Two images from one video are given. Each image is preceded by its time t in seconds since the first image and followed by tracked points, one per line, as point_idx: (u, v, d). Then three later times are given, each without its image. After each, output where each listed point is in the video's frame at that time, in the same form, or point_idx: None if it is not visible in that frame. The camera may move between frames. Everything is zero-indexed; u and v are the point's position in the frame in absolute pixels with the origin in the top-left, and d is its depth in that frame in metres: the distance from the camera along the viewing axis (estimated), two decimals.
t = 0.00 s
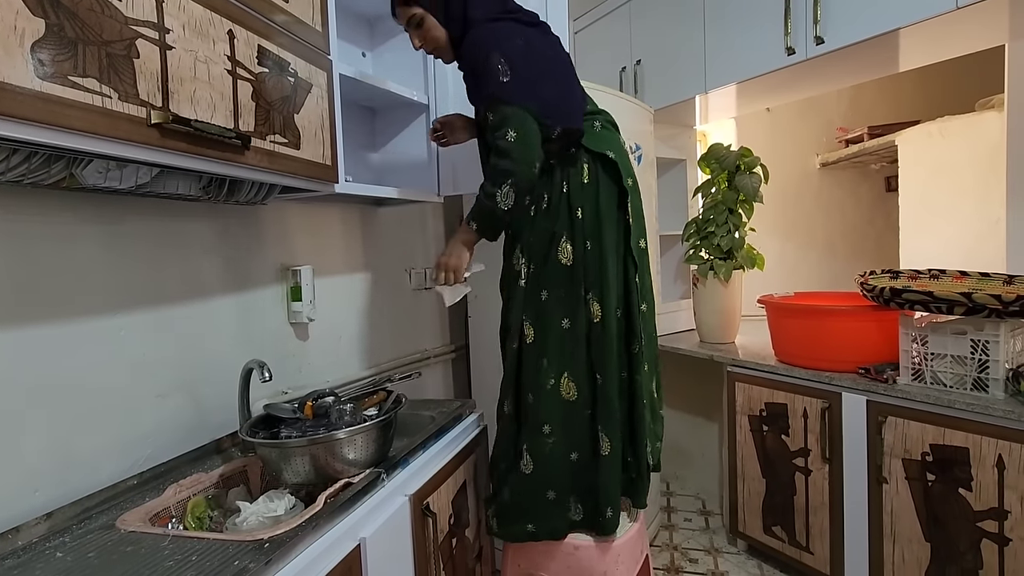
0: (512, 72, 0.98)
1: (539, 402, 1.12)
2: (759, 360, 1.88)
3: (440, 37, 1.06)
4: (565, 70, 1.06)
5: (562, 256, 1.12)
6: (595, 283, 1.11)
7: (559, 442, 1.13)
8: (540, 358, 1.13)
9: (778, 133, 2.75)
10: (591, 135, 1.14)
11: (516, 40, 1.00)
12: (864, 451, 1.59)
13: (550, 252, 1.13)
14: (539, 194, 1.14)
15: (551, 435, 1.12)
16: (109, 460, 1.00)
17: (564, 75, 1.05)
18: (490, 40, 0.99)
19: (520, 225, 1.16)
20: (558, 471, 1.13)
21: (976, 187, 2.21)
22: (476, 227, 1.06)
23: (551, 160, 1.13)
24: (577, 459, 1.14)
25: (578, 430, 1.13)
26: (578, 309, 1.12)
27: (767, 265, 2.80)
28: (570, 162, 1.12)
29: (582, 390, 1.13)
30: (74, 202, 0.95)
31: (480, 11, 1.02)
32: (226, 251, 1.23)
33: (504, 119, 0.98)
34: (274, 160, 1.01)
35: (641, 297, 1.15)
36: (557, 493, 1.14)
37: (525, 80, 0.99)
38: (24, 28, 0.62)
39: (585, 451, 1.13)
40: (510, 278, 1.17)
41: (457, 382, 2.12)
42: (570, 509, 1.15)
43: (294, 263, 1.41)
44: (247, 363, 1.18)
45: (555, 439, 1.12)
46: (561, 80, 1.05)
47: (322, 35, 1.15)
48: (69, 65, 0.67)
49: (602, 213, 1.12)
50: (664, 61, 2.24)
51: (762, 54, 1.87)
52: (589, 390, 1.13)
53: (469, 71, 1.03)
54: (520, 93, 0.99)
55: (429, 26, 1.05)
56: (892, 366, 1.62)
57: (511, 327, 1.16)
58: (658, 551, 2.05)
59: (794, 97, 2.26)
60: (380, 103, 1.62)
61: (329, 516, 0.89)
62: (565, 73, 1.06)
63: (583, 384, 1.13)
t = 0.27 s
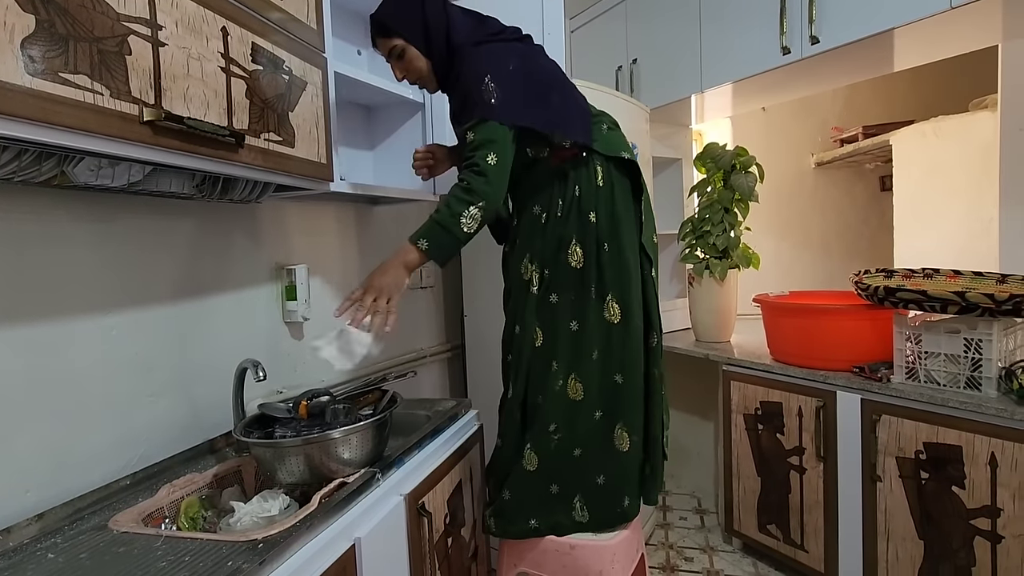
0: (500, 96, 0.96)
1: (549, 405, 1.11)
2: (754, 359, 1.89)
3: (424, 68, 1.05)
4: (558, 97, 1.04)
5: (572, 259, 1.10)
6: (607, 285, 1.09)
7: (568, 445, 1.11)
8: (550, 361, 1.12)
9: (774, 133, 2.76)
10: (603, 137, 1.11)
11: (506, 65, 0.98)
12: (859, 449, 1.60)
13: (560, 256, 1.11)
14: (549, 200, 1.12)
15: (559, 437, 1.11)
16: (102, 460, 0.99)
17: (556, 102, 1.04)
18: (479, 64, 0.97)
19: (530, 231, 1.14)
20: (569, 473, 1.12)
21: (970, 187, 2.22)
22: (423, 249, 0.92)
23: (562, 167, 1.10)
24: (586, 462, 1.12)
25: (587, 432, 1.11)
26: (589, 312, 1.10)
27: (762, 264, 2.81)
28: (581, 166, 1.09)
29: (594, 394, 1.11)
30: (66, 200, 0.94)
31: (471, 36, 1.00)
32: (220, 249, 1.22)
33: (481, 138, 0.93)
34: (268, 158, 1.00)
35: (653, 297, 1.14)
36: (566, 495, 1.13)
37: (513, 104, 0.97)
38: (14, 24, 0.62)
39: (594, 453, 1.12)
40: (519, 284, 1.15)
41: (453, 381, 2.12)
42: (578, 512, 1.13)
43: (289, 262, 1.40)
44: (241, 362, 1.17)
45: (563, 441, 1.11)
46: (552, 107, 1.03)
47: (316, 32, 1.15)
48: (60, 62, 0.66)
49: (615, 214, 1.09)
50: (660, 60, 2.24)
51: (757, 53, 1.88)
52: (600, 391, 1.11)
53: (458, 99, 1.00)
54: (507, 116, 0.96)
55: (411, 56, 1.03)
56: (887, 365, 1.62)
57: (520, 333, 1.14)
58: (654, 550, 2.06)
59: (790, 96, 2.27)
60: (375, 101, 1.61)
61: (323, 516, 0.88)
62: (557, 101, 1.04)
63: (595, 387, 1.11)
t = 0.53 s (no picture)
0: (488, 126, 0.95)
1: (551, 408, 1.10)
2: (749, 358, 1.89)
3: (409, 119, 1.07)
4: (545, 122, 1.04)
5: (574, 261, 1.09)
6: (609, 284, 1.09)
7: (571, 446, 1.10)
8: (552, 364, 1.10)
9: (770, 132, 2.77)
10: (603, 140, 1.12)
11: (491, 96, 0.98)
12: (853, 448, 1.60)
13: (563, 259, 1.10)
14: (551, 205, 1.11)
15: (562, 438, 1.11)
16: (94, 460, 0.98)
17: (545, 126, 1.03)
18: (463, 99, 0.97)
19: (531, 237, 1.13)
20: (569, 474, 1.11)
21: (964, 186, 2.23)
22: (424, 298, 0.91)
23: (566, 173, 1.09)
24: (588, 463, 1.11)
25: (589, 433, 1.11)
26: (592, 312, 1.09)
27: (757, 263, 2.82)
28: (583, 169, 1.09)
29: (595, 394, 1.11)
30: (57, 198, 0.93)
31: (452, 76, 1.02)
32: (213, 248, 1.22)
33: (474, 177, 0.91)
34: (262, 156, 0.99)
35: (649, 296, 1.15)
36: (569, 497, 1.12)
37: (503, 133, 0.96)
38: (3, 20, 0.61)
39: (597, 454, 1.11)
40: (521, 290, 1.14)
41: (448, 380, 2.11)
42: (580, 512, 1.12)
43: (284, 261, 1.40)
44: (236, 361, 1.17)
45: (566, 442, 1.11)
46: (540, 133, 1.03)
47: (311, 30, 1.14)
48: (51, 58, 0.66)
49: (616, 215, 1.09)
50: (656, 59, 2.24)
51: (753, 52, 1.88)
52: (602, 392, 1.11)
53: (448, 142, 0.99)
54: (498, 145, 0.95)
55: (395, 109, 1.06)
56: (881, 363, 1.63)
57: (522, 339, 1.12)
58: (649, 548, 2.06)
59: (785, 95, 2.27)
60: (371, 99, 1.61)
61: (318, 516, 0.88)
62: (545, 125, 1.03)
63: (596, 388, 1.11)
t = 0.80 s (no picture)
0: (471, 165, 0.96)
1: (554, 413, 1.09)
2: (744, 355, 1.89)
3: (403, 166, 1.09)
4: (530, 134, 1.02)
5: (574, 264, 1.08)
6: (609, 285, 1.09)
7: (574, 449, 1.10)
8: (555, 369, 1.09)
9: (766, 130, 2.78)
10: (598, 140, 1.10)
11: (471, 130, 0.98)
12: (847, 445, 1.61)
13: (562, 263, 1.09)
14: (548, 210, 1.09)
15: (564, 442, 1.10)
16: (84, 458, 0.97)
17: (531, 140, 1.02)
18: (446, 144, 0.99)
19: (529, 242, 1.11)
20: (564, 473, 1.11)
21: (958, 184, 2.24)
22: (428, 351, 0.94)
23: (564, 178, 1.08)
24: (592, 464, 1.11)
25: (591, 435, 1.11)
26: (592, 314, 1.09)
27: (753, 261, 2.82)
28: (581, 172, 1.08)
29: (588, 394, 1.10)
30: (46, 193, 0.92)
31: (434, 122, 1.04)
32: (205, 244, 1.20)
33: (460, 219, 0.94)
34: (254, 151, 0.98)
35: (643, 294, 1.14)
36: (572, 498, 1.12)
37: (489, 164, 0.97)
38: None
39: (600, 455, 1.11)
40: (519, 297, 1.12)
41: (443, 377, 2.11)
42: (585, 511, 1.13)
43: (277, 257, 1.39)
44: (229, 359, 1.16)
45: (568, 445, 1.10)
46: (528, 147, 1.01)
47: (304, 23, 1.13)
48: (37, 49, 0.65)
49: (615, 215, 1.09)
50: (652, 56, 2.23)
51: (750, 49, 1.87)
52: (603, 393, 1.11)
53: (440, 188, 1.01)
54: (486, 180, 0.96)
55: (389, 160, 1.07)
56: (875, 361, 1.63)
57: (522, 347, 1.10)
58: (644, 545, 2.06)
59: (781, 93, 2.27)
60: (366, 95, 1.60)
61: (311, 514, 0.87)
62: (532, 138, 1.02)
63: (590, 389, 1.10)
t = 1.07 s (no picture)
0: (457, 198, 0.95)
1: (546, 416, 1.11)
2: (740, 354, 1.90)
3: (398, 197, 1.07)
4: (514, 155, 1.00)
5: (570, 272, 1.08)
6: (605, 291, 1.08)
7: (572, 454, 1.10)
8: (557, 376, 1.10)
9: (761, 130, 2.80)
10: (589, 145, 1.09)
11: (454, 162, 0.97)
12: (843, 444, 1.61)
13: (557, 271, 1.09)
14: (541, 221, 1.09)
15: (565, 448, 1.11)
16: (79, 459, 0.97)
17: (517, 160, 1.00)
18: (432, 178, 0.98)
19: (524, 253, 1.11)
20: (559, 477, 1.11)
21: (953, 184, 2.25)
22: (414, 388, 0.94)
23: (557, 188, 1.08)
24: (594, 468, 1.11)
25: (592, 441, 1.11)
26: (590, 321, 1.09)
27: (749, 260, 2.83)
28: (573, 180, 1.07)
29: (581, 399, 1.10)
30: (40, 192, 0.91)
31: (419, 151, 1.01)
32: (201, 244, 1.20)
33: (443, 251, 0.94)
34: (251, 151, 0.98)
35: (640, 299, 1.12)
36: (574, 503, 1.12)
37: (473, 195, 0.96)
38: None
39: (603, 460, 1.12)
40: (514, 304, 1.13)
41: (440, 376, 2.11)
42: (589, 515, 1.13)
43: (273, 257, 1.38)
44: (225, 359, 1.15)
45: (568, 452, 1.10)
46: (512, 169, 1.00)
47: (301, 22, 1.13)
48: (30, 48, 0.64)
49: (610, 219, 1.07)
50: (649, 56, 2.23)
51: (746, 49, 1.88)
52: (602, 399, 1.11)
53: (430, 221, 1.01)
54: (471, 211, 0.96)
55: (382, 193, 1.05)
56: (870, 360, 1.64)
57: (519, 357, 1.11)
58: (640, 544, 2.07)
59: (777, 93, 2.27)
60: (362, 94, 1.60)
61: (307, 515, 0.87)
62: (516, 158, 1.00)
63: (583, 394, 1.10)
